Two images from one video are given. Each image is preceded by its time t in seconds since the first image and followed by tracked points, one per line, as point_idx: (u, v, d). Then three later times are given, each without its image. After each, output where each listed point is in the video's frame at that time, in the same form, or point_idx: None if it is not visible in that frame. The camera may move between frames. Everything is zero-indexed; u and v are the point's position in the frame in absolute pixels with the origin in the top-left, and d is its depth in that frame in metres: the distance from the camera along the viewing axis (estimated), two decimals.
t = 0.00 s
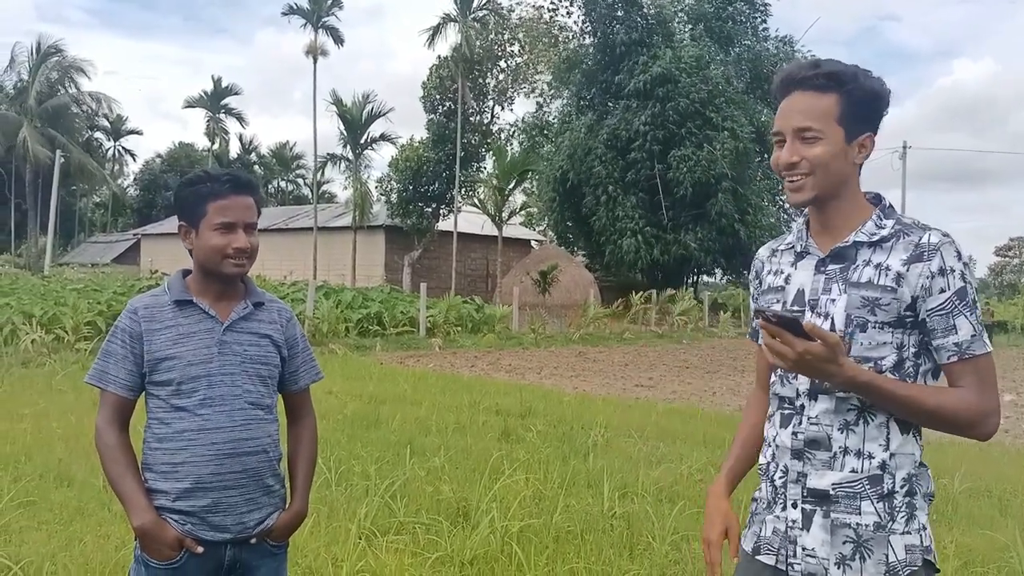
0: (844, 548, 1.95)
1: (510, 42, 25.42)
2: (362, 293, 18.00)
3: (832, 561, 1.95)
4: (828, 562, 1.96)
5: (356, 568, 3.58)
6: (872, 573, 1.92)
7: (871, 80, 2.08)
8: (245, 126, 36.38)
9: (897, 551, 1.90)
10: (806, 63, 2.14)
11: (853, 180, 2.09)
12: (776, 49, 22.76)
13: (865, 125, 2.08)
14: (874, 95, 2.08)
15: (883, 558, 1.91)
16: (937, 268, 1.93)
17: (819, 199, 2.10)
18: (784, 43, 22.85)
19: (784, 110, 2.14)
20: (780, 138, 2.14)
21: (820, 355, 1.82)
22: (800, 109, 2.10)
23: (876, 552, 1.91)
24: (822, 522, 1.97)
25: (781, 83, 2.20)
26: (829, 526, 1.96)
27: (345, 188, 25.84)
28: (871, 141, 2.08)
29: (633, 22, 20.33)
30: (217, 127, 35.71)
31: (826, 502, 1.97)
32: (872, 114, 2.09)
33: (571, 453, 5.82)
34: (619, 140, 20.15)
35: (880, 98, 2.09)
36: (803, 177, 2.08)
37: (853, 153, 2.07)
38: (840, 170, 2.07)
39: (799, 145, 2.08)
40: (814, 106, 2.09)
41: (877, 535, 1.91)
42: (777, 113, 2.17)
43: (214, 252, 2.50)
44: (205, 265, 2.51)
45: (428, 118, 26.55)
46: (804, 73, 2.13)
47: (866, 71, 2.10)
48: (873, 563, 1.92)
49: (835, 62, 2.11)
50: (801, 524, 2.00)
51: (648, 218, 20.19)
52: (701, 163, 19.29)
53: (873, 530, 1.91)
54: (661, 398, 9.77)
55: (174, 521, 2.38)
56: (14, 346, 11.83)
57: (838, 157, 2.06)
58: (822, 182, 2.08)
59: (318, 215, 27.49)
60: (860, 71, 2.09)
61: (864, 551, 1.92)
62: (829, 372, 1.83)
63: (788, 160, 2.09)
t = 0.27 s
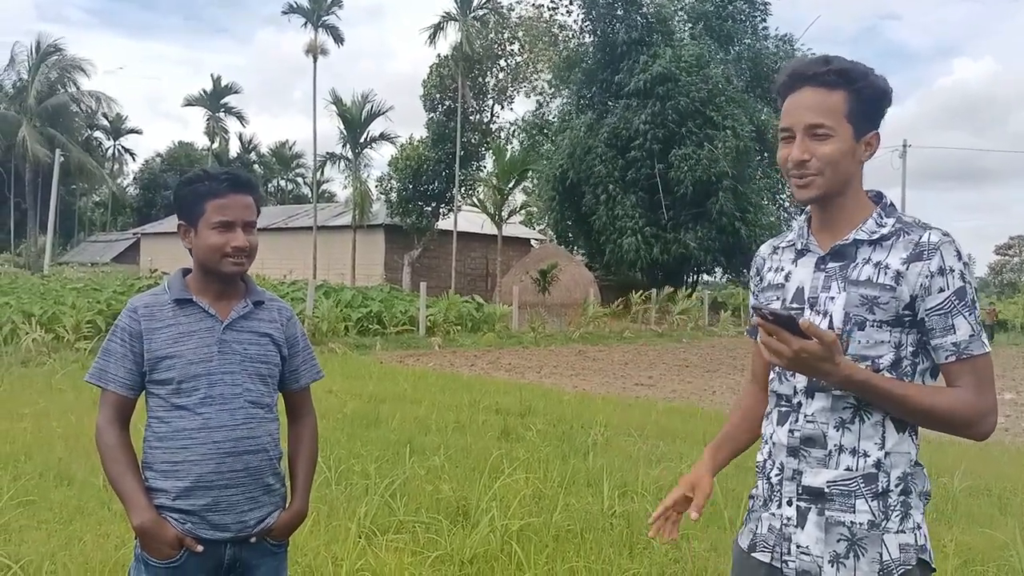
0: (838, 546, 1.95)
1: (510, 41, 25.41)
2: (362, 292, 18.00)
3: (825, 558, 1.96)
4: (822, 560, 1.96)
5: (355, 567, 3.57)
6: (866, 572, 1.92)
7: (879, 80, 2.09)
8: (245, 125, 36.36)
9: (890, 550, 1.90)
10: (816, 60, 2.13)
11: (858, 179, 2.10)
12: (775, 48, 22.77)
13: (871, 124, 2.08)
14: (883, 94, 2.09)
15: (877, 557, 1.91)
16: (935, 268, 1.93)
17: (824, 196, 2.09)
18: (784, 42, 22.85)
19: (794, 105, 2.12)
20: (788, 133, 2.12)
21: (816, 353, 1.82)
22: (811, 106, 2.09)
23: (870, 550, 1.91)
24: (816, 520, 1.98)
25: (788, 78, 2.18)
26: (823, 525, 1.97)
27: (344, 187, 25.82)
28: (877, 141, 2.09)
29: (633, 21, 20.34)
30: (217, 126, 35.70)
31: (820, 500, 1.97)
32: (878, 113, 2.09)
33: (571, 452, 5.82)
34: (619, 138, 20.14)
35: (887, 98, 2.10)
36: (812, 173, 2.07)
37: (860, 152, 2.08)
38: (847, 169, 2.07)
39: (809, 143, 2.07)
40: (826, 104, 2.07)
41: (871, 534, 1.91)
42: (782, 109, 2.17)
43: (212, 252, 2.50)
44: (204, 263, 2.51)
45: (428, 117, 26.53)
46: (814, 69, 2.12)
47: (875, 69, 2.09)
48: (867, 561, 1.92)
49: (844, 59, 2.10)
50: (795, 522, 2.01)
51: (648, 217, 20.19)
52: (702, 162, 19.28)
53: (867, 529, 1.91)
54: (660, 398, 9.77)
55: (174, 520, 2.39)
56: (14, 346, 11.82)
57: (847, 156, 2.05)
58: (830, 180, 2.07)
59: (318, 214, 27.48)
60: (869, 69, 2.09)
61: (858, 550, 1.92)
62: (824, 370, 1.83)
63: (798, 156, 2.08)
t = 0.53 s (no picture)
0: (842, 546, 1.94)
1: (509, 41, 25.41)
2: (361, 292, 17.99)
3: (830, 558, 1.95)
4: (826, 561, 1.96)
5: (353, 567, 3.57)
6: (871, 571, 1.92)
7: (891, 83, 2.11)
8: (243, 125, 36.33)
9: (895, 549, 1.90)
10: (836, 55, 2.12)
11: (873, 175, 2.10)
12: (774, 48, 22.78)
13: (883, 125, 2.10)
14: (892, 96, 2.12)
15: (881, 556, 1.91)
16: (941, 269, 1.93)
17: (845, 189, 2.06)
18: (783, 42, 22.86)
19: (815, 99, 2.09)
20: (811, 125, 2.09)
21: (828, 352, 1.79)
22: (836, 100, 2.07)
23: (875, 549, 1.91)
24: (819, 520, 1.97)
25: (805, 72, 2.15)
26: (826, 525, 1.96)
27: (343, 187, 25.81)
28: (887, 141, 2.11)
29: (631, 21, 20.35)
30: (215, 126, 35.67)
31: (823, 500, 1.96)
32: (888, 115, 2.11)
33: (570, 452, 5.82)
34: (618, 138, 20.14)
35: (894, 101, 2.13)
36: (837, 165, 2.03)
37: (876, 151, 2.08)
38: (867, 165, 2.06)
39: (835, 136, 2.04)
40: (849, 99, 2.06)
41: (876, 533, 1.91)
42: (801, 100, 2.13)
43: (212, 251, 2.50)
44: (204, 263, 2.51)
45: (427, 117, 26.51)
46: (834, 65, 2.10)
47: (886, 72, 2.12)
48: (872, 561, 1.91)
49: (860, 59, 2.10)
50: (798, 522, 2.00)
51: (646, 217, 20.18)
52: (701, 161, 19.28)
53: (872, 527, 1.91)
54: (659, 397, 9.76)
55: (171, 520, 2.38)
56: (13, 346, 11.81)
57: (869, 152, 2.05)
58: (853, 175, 2.05)
59: (317, 214, 27.46)
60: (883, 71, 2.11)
61: (862, 549, 1.92)
62: (834, 369, 1.81)
63: (824, 147, 2.04)
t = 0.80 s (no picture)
0: (854, 547, 1.91)
1: (505, 41, 25.43)
2: (358, 292, 17.97)
3: (842, 560, 1.91)
4: (839, 563, 1.92)
5: (348, 569, 3.56)
6: (883, 570, 1.90)
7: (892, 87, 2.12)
8: (239, 124, 36.28)
9: (905, 547, 1.91)
10: (849, 52, 2.07)
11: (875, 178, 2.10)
12: (770, 48, 22.83)
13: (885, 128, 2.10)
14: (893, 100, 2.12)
15: (894, 554, 1.90)
16: (942, 271, 1.93)
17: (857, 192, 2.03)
18: (778, 42, 22.91)
19: (833, 94, 2.04)
20: (826, 121, 2.04)
21: (845, 355, 1.78)
22: (852, 99, 2.03)
23: (886, 549, 1.90)
24: (830, 523, 1.93)
25: (819, 65, 2.09)
26: (837, 527, 1.92)
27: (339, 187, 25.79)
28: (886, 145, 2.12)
29: (627, 22, 20.39)
30: (211, 126, 35.62)
31: (833, 502, 1.92)
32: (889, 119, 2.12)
33: (566, 452, 5.82)
34: (614, 138, 20.14)
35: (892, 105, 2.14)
36: (853, 163, 1.99)
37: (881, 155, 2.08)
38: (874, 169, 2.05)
39: (852, 136, 2.01)
40: (865, 100, 2.03)
41: (887, 532, 1.90)
42: (813, 94, 2.08)
43: (210, 252, 2.49)
44: (201, 264, 2.50)
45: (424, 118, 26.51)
46: (848, 61, 2.06)
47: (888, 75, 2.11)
48: (884, 560, 1.90)
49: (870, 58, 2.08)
50: (807, 526, 1.95)
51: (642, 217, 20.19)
52: (698, 161, 19.29)
53: (882, 527, 1.90)
54: (654, 397, 9.78)
55: (166, 521, 2.37)
56: (8, 346, 11.79)
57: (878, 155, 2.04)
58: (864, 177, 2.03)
59: (313, 214, 27.45)
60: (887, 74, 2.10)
61: (874, 549, 1.90)
62: (853, 372, 1.80)
63: (842, 146, 2.00)
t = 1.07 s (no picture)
0: (856, 548, 1.91)
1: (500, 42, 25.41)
2: (353, 293, 17.95)
3: (845, 562, 1.90)
4: (841, 564, 1.91)
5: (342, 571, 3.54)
6: (885, 570, 1.90)
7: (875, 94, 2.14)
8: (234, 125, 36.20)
9: (906, 545, 1.91)
10: (839, 54, 2.08)
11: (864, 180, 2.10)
12: (765, 50, 22.86)
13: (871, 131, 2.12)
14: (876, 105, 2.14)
15: (895, 554, 1.90)
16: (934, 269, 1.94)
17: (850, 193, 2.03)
18: (773, 43, 22.94)
19: (827, 95, 2.04)
20: (822, 121, 2.03)
21: (855, 360, 1.78)
22: (845, 99, 2.03)
23: (888, 548, 1.90)
24: (831, 525, 1.92)
25: (811, 65, 2.09)
26: (839, 528, 1.91)
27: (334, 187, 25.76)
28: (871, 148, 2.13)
29: (622, 23, 20.40)
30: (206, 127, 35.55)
31: (833, 504, 1.92)
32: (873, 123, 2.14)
33: (561, 453, 5.82)
34: (608, 139, 20.14)
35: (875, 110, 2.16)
36: (848, 165, 1.98)
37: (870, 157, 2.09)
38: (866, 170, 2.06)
39: (848, 136, 2.00)
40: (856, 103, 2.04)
41: (888, 532, 1.90)
42: (809, 93, 2.07)
43: (201, 252, 2.48)
44: (193, 265, 2.49)
45: (419, 119, 26.47)
46: (838, 64, 2.07)
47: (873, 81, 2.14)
48: (885, 560, 1.90)
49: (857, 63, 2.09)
50: (809, 529, 1.93)
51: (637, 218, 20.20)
52: (693, 162, 19.30)
53: (883, 527, 1.90)
54: (650, 398, 9.77)
55: (157, 523, 2.36)
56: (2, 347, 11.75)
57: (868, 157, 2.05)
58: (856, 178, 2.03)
59: (308, 215, 27.41)
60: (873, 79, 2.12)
61: (876, 549, 1.90)
62: (859, 375, 1.80)
63: (837, 145, 1.99)
